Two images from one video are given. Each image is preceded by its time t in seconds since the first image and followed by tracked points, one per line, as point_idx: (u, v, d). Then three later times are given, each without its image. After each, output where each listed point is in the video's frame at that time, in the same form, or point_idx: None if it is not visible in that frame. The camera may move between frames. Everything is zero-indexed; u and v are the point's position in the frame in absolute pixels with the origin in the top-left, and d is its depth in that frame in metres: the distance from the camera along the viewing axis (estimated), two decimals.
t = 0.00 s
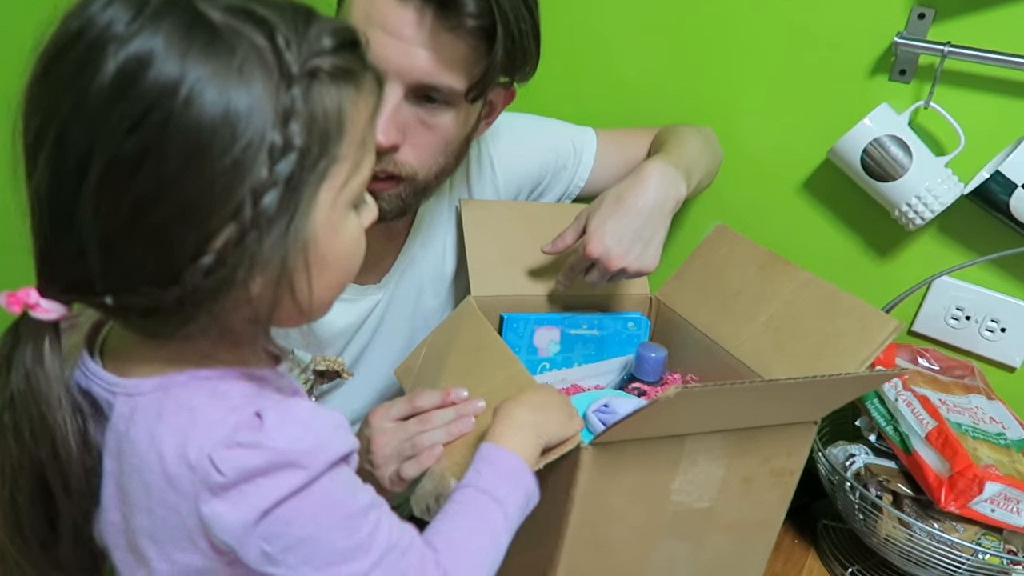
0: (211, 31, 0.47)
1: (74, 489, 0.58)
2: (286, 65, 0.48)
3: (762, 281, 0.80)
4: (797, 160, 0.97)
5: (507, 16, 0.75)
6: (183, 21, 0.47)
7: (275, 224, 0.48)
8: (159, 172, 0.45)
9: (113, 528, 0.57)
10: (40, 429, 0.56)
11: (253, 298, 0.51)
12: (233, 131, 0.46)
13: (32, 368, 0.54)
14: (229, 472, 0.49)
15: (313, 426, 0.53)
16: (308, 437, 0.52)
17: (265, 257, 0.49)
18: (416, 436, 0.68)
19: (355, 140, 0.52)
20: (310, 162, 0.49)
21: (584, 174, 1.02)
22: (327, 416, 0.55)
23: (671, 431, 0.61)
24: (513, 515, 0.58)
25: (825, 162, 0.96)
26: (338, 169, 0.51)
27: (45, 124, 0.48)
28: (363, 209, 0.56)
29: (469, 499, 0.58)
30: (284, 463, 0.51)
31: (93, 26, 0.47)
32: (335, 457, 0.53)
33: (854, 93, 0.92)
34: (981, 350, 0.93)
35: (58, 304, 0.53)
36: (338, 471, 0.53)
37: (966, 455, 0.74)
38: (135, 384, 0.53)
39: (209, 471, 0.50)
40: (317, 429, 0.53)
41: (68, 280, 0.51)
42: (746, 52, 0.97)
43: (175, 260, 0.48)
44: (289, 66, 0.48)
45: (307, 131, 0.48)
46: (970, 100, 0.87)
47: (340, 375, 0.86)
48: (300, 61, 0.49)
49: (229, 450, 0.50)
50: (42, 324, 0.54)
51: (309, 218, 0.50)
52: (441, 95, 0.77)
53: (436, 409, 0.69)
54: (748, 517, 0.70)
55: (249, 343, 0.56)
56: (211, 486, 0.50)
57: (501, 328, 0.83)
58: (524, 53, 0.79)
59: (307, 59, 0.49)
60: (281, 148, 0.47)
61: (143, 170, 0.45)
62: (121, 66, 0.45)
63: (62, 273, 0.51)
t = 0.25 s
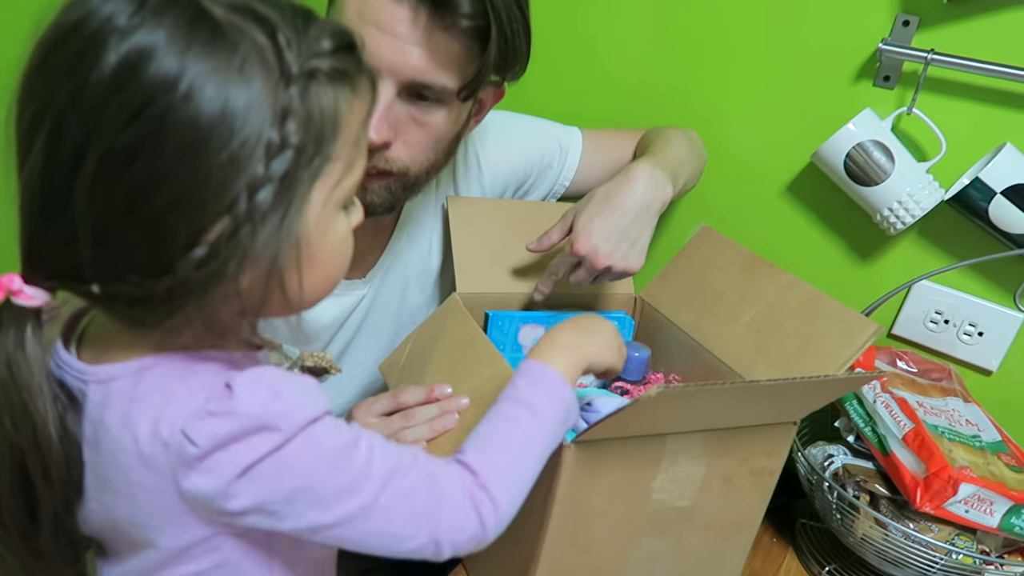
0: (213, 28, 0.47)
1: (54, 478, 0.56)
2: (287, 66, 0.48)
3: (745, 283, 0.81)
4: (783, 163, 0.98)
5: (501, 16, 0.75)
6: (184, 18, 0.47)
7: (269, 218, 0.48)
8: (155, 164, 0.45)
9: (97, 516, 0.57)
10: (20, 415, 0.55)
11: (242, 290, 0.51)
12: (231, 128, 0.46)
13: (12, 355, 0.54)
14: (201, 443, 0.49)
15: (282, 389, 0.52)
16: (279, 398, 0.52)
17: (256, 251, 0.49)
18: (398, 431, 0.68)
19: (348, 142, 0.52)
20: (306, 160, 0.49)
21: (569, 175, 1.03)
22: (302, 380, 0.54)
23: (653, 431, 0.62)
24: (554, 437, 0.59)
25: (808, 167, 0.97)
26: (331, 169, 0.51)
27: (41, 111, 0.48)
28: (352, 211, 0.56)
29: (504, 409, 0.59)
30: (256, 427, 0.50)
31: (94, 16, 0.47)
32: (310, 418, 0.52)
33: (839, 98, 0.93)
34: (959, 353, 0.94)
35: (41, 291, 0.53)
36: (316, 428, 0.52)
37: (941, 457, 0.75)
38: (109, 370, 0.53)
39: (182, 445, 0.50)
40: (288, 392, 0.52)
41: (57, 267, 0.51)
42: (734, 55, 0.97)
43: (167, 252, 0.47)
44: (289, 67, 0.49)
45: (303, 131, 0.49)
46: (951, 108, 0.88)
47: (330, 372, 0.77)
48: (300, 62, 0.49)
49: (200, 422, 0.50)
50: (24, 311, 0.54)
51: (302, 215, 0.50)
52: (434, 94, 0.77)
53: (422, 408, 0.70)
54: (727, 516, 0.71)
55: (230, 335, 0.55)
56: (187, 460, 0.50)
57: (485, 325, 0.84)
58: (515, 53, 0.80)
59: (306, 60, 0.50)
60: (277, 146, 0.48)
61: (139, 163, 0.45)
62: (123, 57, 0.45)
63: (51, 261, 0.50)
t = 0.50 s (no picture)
0: (221, 8, 0.47)
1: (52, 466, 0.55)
2: (294, 48, 0.49)
3: (752, 286, 0.80)
4: (789, 163, 0.98)
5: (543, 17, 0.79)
6: None
7: (275, 192, 0.48)
8: (162, 140, 0.45)
9: (97, 508, 0.56)
10: (18, 402, 0.54)
11: (246, 271, 0.50)
12: (237, 107, 0.46)
13: (10, 340, 0.53)
14: (218, 415, 0.49)
15: (293, 360, 0.52)
16: (292, 364, 0.52)
17: (260, 231, 0.48)
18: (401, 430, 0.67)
19: (354, 125, 0.51)
20: (311, 142, 0.49)
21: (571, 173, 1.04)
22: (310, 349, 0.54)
23: (661, 433, 0.61)
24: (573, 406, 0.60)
25: (813, 171, 0.96)
26: (336, 151, 0.50)
27: (50, 86, 0.47)
28: (354, 200, 0.55)
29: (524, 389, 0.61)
30: (273, 393, 0.50)
31: None
32: (322, 385, 0.52)
33: (846, 100, 0.93)
34: (966, 358, 0.93)
35: (42, 275, 0.52)
36: (329, 394, 0.53)
37: (951, 462, 0.74)
38: (109, 355, 0.52)
39: (199, 418, 0.50)
40: (298, 363, 0.52)
41: (59, 249, 0.50)
42: (740, 56, 0.97)
43: (172, 228, 0.47)
44: (297, 49, 0.49)
45: (308, 113, 0.48)
46: (959, 112, 0.88)
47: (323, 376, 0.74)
48: (307, 45, 0.49)
49: (216, 395, 0.49)
50: (24, 294, 0.53)
51: (306, 195, 0.49)
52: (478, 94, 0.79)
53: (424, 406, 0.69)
54: (734, 520, 0.70)
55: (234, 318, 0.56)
56: (202, 433, 0.50)
57: (490, 326, 0.84)
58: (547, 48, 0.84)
59: (314, 44, 0.50)
60: (284, 125, 0.47)
61: (148, 136, 0.45)
62: (132, 34, 0.45)
63: (52, 241, 0.50)
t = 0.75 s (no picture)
0: (202, 14, 0.48)
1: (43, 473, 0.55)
2: (273, 53, 0.49)
3: (742, 297, 0.80)
4: (781, 172, 0.98)
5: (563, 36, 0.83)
6: (175, 4, 0.47)
7: (260, 192, 0.48)
8: (147, 145, 0.45)
9: (86, 515, 0.56)
10: (9, 410, 0.54)
11: (232, 273, 0.50)
12: (219, 113, 0.46)
13: None
14: (210, 420, 0.49)
15: (283, 363, 0.52)
16: (283, 366, 0.52)
17: (246, 233, 0.49)
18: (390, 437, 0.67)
19: (335, 126, 0.53)
20: (293, 143, 0.49)
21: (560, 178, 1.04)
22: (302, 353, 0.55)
23: (649, 445, 0.61)
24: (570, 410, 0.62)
25: (806, 182, 0.97)
26: (318, 152, 0.51)
27: (36, 94, 0.47)
28: (337, 201, 0.56)
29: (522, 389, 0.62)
30: (265, 394, 0.50)
31: (83, 5, 0.47)
32: (314, 387, 0.53)
33: (838, 113, 0.93)
34: (954, 370, 0.94)
35: (30, 286, 0.52)
36: (321, 397, 0.53)
37: (937, 475, 0.75)
38: (100, 362, 0.52)
39: (191, 423, 0.50)
40: (290, 364, 0.52)
41: (46, 257, 0.50)
42: (732, 67, 0.98)
43: (159, 231, 0.47)
44: (276, 53, 0.50)
45: (289, 115, 0.49)
46: (949, 126, 0.89)
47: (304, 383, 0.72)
48: (287, 49, 0.50)
49: (207, 399, 0.50)
50: (14, 305, 0.53)
51: (290, 195, 0.50)
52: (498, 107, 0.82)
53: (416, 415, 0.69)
54: (722, 530, 0.71)
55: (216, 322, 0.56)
56: (193, 438, 0.50)
57: (482, 335, 0.85)
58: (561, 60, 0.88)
59: (293, 47, 0.51)
60: (266, 128, 0.48)
61: (134, 141, 0.45)
62: (113, 42, 0.46)
63: (39, 248, 0.50)
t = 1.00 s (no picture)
0: (195, 32, 0.47)
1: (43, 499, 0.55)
2: (268, 70, 0.48)
3: (754, 318, 0.80)
4: (789, 190, 0.98)
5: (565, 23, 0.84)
6: (166, 24, 0.47)
7: (255, 212, 0.48)
8: (138, 165, 0.45)
9: (91, 541, 0.56)
10: (11, 435, 0.53)
11: (231, 291, 0.50)
12: (211, 129, 0.46)
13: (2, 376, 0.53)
14: (216, 446, 0.48)
15: (288, 387, 0.52)
16: (289, 393, 0.51)
17: (243, 250, 0.48)
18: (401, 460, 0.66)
19: (334, 141, 0.52)
20: (289, 158, 0.49)
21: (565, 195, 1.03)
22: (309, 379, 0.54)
23: (663, 469, 0.61)
24: (580, 426, 0.61)
25: (816, 201, 0.97)
26: (317, 167, 0.50)
27: (33, 115, 0.48)
28: (341, 219, 0.55)
29: (529, 408, 0.61)
30: (271, 422, 0.50)
31: (78, 26, 0.47)
32: (322, 414, 0.52)
33: (846, 134, 0.93)
34: (966, 392, 0.94)
35: (33, 311, 0.52)
36: (329, 424, 0.52)
37: (952, 499, 0.74)
38: (107, 386, 0.52)
39: (195, 450, 0.49)
40: (296, 391, 0.52)
41: (47, 280, 0.50)
42: (739, 87, 0.98)
43: (153, 252, 0.47)
44: (271, 70, 0.49)
45: (286, 132, 0.48)
46: (959, 147, 0.89)
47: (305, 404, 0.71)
48: (282, 65, 0.49)
49: (212, 425, 0.49)
50: (17, 331, 0.53)
51: (288, 212, 0.49)
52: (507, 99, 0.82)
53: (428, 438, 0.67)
54: (736, 555, 0.70)
55: (223, 344, 0.56)
56: (199, 464, 0.49)
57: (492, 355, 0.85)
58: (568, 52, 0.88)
59: (289, 62, 0.50)
60: (260, 145, 0.47)
61: (126, 161, 0.45)
62: (105, 64, 0.46)
63: (41, 272, 0.50)
